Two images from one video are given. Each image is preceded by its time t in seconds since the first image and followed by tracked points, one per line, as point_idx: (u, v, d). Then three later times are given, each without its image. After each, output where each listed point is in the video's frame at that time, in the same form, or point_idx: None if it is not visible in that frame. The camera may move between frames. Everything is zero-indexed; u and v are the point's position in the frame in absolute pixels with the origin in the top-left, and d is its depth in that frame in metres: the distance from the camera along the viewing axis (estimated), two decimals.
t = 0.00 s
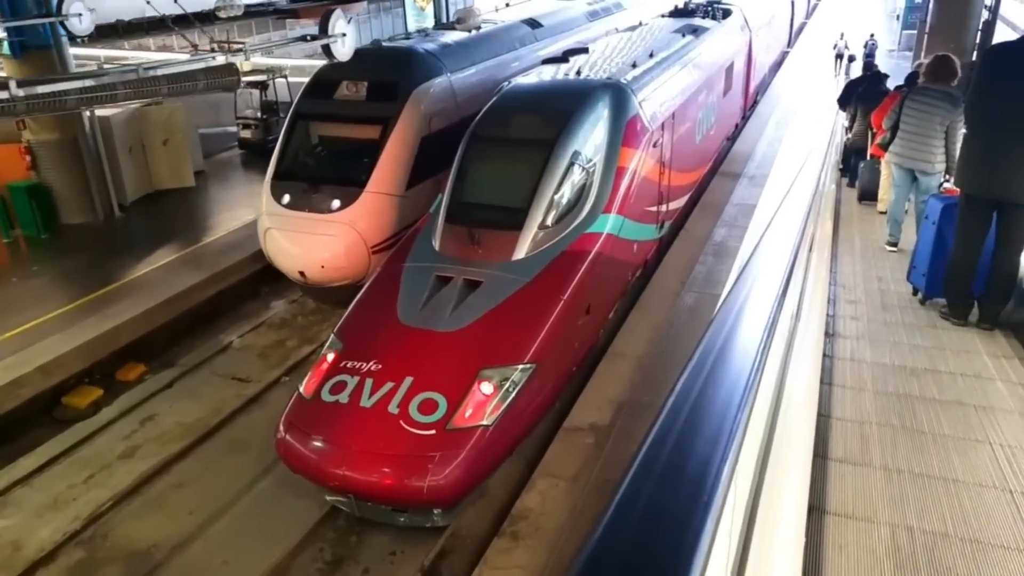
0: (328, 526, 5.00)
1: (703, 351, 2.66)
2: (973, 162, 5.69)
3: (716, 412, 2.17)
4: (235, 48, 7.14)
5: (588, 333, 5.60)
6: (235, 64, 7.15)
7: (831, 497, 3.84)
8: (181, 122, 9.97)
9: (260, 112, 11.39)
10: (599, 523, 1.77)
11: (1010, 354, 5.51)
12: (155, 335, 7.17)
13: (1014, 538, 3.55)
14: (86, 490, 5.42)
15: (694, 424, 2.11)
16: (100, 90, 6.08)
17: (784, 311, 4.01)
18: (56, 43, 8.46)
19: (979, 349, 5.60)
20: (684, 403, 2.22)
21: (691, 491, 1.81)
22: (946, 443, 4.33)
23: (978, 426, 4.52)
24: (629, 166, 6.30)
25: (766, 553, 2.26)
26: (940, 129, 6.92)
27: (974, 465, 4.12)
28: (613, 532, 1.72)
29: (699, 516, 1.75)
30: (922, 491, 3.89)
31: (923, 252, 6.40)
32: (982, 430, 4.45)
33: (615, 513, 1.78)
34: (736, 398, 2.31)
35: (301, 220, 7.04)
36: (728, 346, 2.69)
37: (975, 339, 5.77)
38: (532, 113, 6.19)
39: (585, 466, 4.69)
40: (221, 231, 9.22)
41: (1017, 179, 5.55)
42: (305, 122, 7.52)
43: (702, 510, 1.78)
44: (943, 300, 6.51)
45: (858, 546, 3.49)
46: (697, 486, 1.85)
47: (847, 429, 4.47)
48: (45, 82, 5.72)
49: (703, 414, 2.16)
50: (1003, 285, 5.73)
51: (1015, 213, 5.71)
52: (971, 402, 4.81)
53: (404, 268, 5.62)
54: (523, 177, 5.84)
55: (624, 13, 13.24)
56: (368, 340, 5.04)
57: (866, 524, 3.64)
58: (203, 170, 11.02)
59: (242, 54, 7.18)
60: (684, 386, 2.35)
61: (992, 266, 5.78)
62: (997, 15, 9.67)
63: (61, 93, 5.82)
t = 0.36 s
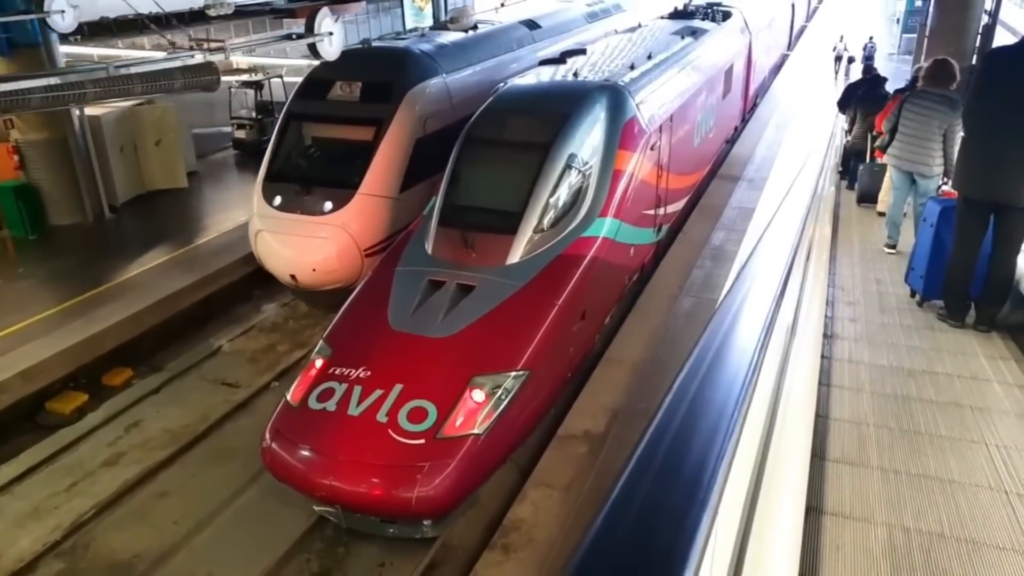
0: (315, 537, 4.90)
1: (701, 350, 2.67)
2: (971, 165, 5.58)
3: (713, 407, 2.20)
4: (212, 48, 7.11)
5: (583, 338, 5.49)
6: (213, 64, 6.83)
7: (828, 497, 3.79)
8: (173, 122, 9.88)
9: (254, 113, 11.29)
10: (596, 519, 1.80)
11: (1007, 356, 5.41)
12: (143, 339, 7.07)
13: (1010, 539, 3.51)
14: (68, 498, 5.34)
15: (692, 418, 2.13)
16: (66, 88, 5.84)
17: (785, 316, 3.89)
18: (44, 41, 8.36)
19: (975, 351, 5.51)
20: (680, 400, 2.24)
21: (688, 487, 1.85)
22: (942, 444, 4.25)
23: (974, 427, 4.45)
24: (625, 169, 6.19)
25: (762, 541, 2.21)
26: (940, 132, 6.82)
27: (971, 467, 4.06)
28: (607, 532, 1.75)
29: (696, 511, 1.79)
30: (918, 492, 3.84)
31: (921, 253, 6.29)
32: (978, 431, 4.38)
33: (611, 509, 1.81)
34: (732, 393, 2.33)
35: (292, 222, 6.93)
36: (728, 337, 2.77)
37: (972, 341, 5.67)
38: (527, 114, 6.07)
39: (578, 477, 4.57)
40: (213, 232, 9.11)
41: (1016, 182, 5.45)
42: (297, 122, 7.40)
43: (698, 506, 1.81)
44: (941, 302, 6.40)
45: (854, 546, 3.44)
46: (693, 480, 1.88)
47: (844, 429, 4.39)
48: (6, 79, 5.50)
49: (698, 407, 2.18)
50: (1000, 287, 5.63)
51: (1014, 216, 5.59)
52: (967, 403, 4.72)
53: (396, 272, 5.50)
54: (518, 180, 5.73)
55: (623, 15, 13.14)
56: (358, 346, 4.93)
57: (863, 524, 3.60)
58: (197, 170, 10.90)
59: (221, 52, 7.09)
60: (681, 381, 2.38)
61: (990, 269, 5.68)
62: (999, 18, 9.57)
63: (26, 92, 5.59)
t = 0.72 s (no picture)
0: (301, 546, 4.79)
1: (693, 351, 2.66)
2: (970, 162, 5.48)
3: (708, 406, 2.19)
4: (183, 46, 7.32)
5: (575, 342, 5.39)
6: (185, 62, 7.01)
7: (827, 495, 3.70)
8: (162, 121, 9.77)
9: (246, 114, 11.21)
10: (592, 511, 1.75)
11: (1005, 353, 5.30)
12: (131, 343, 6.95)
13: (1009, 536, 3.43)
14: (51, 507, 5.23)
15: (686, 418, 2.12)
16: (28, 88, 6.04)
17: (783, 316, 3.79)
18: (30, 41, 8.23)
19: (974, 347, 5.40)
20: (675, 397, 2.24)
21: (682, 481, 1.83)
22: (941, 442, 4.15)
23: (974, 424, 4.35)
24: (618, 168, 6.08)
25: (763, 524, 2.12)
26: (937, 129, 6.72)
27: (970, 464, 3.96)
28: (600, 532, 1.70)
29: (691, 506, 1.76)
30: (917, 489, 3.75)
31: (919, 250, 6.19)
32: (978, 428, 4.28)
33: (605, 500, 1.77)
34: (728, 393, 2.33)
35: (280, 224, 6.83)
36: (723, 338, 2.79)
37: (971, 338, 5.56)
38: (518, 113, 5.97)
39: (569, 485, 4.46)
40: (203, 233, 9.00)
41: (1017, 179, 5.34)
42: (285, 122, 7.29)
43: (693, 500, 1.78)
44: (940, 299, 6.29)
45: (854, 545, 3.36)
46: (688, 475, 1.86)
47: (842, 426, 4.29)
48: None
49: (692, 404, 2.19)
50: (1000, 284, 5.52)
51: (1013, 212, 5.49)
52: (966, 400, 4.62)
53: (384, 274, 5.40)
54: (508, 180, 5.63)
55: (618, 12, 13.03)
56: (344, 351, 4.83)
57: (862, 521, 3.50)
58: (187, 171, 10.79)
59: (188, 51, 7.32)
60: (676, 380, 2.38)
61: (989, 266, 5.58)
62: (997, 14, 9.47)
63: None
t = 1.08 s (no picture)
0: (297, 550, 4.71)
1: (700, 345, 2.64)
2: (982, 154, 5.33)
3: (713, 401, 2.19)
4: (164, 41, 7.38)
5: (576, 341, 5.28)
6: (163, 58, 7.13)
7: (835, 489, 3.58)
8: (163, 118, 9.74)
9: (248, 110, 11.13)
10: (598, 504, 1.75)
11: (1019, 346, 5.16)
12: (129, 341, 6.88)
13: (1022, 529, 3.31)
14: (47, 509, 5.16)
15: (693, 411, 2.12)
16: None
17: (791, 314, 3.67)
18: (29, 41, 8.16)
19: (986, 340, 5.26)
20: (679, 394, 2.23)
21: (689, 474, 1.83)
22: (952, 435, 4.02)
23: (985, 419, 4.22)
24: (621, 163, 5.96)
25: (772, 516, 2.09)
26: (948, 120, 6.56)
27: (981, 457, 3.83)
28: (604, 527, 1.68)
29: (698, 498, 1.76)
30: (928, 483, 3.62)
31: (930, 243, 6.05)
32: (990, 422, 4.15)
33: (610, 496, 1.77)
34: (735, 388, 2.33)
35: (279, 221, 6.74)
36: (728, 334, 2.75)
37: (983, 331, 5.42)
38: (518, 108, 5.85)
39: (570, 490, 4.36)
40: (204, 231, 8.93)
41: None
42: (284, 118, 7.19)
43: (700, 492, 1.79)
44: (951, 292, 6.14)
45: (863, 540, 3.25)
46: (695, 469, 1.86)
47: (851, 420, 4.16)
48: None
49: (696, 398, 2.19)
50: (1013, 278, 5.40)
51: None
52: (978, 393, 4.49)
53: (382, 273, 5.31)
54: (508, 176, 5.51)
55: (623, 5, 12.88)
56: (340, 351, 4.74)
57: (871, 516, 3.39)
58: (189, 168, 10.73)
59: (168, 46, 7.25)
60: (683, 374, 2.39)
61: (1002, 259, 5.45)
62: (1011, 3, 9.27)
63: None
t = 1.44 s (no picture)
0: (290, 555, 4.61)
1: (706, 341, 2.58)
2: (993, 150, 5.17)
3: (718, 396, 2.17)
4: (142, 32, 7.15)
5: (578, 341, 5.16)
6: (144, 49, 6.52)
7: (842, 484, 3.44)
8: (163, 113, 9.59)
9: (250, 104, 11.02)
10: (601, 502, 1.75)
11: None
12: (126, 339, 6.79)
13: None
14: (37, 511, 5.08)
15: (698, 406, 2.09)
16: None
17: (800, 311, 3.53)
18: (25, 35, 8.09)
19: (995, 336, 5.12)
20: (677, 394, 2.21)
21: (694, 469, 1.83)
22: (959, 431, 3.88)
23: (994, 414, 4.08)
24: (625, 159, 5.82)
25: (777, 510, 2.03)
26: (959, 115, 6.40)
27: (989, 452, 3.70)
28: (609, 523, 1.68)
29: (702, 494, 1.77)
30: (936, 480, 3.49)
31: (939, 238, 5.89)
32: (998, 418, 4.02)
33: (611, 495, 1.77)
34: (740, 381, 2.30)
35: (278, 217, 6.63)
36: (732, 335, 2.63)
37: (993, 328, 5.28)
38: (520, 102, 5.72)
39: (569, 496, 4.23)
40: (204, 226, 8.83)
41: None
42: (284, 113, 7.08)
43: (705, 487, 1.80)
44: (961, 288, 5.99)
45: (870, 536, 3.11)
46: (698, 467, 1.85)
47: (859, 416, 4.02)
48: None
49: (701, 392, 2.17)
50: None
51: None
52: (987, 389, 4.35)
53: (379, 271, 5.19)
54: (509, 173, 5.38)
55: None
56: (334, 352, 4.63)
57: (877, 512, 3.25)
58: (190, 163, 10.64)
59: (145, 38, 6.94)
60: (688, 370, 2.37)
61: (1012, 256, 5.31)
62: None
63: None
